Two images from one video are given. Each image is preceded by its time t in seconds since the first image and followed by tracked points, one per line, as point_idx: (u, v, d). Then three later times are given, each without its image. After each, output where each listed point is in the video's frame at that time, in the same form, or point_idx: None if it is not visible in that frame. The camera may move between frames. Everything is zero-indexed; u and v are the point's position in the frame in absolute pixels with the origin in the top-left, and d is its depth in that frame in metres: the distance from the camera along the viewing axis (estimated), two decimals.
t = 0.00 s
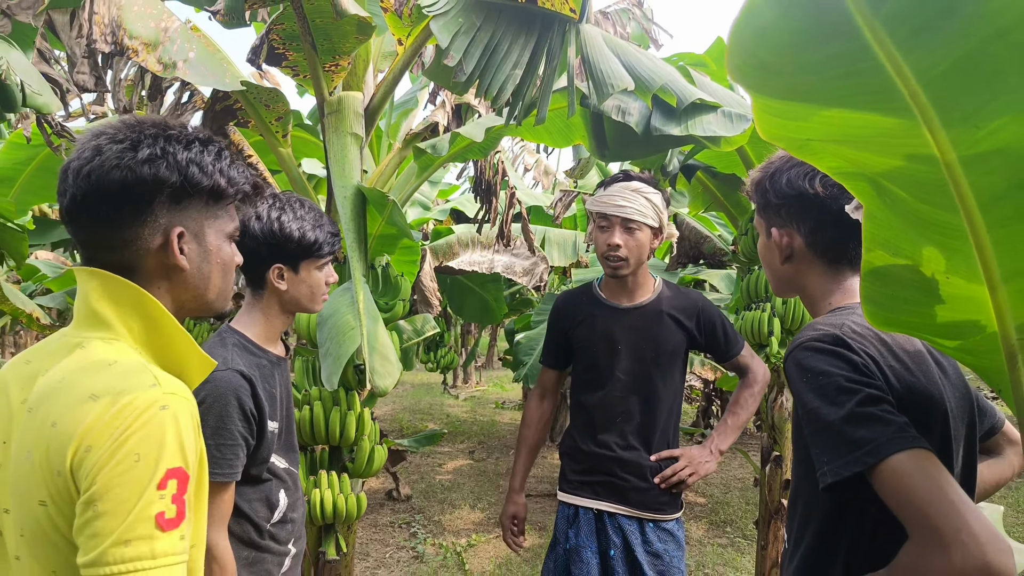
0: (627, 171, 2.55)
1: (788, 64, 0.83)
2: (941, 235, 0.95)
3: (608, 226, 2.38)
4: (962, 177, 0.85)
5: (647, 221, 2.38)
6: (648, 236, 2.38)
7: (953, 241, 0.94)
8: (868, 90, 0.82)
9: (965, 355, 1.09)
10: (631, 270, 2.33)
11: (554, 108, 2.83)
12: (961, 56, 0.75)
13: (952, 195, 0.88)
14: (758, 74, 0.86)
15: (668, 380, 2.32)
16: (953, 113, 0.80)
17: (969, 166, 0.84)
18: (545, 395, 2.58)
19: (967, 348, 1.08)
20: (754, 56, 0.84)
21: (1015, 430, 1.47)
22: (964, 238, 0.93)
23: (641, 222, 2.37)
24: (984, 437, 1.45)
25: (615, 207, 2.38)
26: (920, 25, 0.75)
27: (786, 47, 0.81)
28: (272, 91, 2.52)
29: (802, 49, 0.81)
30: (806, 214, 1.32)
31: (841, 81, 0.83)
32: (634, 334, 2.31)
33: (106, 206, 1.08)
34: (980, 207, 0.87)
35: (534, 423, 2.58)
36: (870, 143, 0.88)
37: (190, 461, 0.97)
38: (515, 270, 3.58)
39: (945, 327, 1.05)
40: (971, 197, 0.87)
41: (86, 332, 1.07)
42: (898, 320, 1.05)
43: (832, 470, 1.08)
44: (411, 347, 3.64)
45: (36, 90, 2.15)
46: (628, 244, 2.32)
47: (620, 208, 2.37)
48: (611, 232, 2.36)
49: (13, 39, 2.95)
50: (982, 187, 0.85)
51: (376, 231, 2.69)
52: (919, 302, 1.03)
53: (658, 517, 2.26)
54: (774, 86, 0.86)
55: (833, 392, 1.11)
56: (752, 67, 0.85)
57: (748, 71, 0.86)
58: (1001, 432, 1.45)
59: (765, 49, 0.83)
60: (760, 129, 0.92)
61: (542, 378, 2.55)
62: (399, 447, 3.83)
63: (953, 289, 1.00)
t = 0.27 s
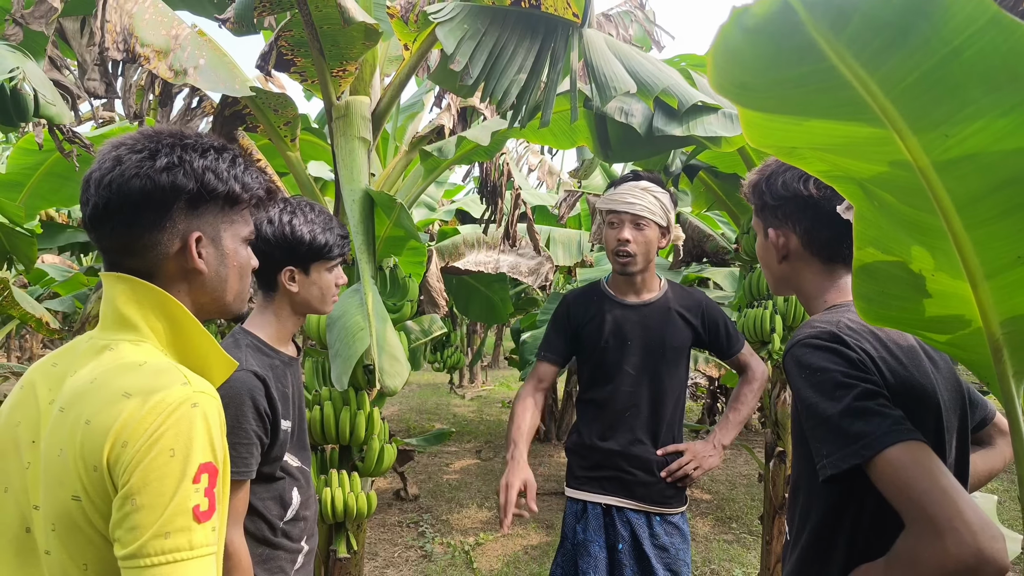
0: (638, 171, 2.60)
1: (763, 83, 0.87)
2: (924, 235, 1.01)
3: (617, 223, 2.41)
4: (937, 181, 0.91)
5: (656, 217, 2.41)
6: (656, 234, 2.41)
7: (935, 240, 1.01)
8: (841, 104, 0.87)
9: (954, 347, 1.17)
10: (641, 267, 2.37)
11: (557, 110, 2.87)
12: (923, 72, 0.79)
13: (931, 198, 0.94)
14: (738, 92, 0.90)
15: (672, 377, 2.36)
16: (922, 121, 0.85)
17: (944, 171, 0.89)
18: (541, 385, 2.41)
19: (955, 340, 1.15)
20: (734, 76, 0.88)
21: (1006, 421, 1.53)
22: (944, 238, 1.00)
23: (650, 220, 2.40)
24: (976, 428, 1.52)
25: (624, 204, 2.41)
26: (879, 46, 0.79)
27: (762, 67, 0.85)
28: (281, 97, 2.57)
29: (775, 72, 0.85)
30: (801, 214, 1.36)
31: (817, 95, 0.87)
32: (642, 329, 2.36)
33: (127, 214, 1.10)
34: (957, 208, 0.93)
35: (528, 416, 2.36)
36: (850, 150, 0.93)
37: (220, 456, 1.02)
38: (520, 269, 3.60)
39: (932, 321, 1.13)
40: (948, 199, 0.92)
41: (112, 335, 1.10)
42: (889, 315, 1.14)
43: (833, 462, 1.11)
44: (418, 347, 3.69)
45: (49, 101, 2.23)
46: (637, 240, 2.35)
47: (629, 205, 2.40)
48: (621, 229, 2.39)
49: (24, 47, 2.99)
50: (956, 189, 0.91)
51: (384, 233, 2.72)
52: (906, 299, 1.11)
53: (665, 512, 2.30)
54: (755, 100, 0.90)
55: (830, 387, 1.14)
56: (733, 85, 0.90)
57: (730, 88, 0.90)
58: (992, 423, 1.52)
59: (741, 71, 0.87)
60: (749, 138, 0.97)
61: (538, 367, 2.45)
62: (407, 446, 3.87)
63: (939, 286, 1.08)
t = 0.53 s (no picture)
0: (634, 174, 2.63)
1: (767, 93, 0.88)
2: (915, 239, 1.04)
3: (613, 224, 2.44)
4: (930, 188, 0.93)
5: (652, 220, 2.45)
6: (652, 235, 2.45)
7: (925, 245, 1.04)
8: (842, 114, 0.88)
9: (943, 351, 1.20)
10: (637, 267, 2.40)
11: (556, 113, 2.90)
12: (921, 84, 0.82)
13: (923, 204, 0.97)
14: (741, 102, 0.91)
15: (666, 378, 2.41)
16: (918, 131, 0.87)
17: (936, 178, 0.92)
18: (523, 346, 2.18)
19: (943, 343, 1.18)
20: (737, 86, 0.89)
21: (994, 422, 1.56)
22: (935, 242, 1.02)
23: (646, 222, 2.43)
24: (964, 429, 1.54)
25: (621, 206, 2.43)
26: (881, 58, 0.80)
27: (766, 78, 0.86)
28: (282, 98, 2.58)
29: (779, 82, 0.86)
30: (792, 217, 1.39)
31: (818, 106, 0.88)
32: (637, 330, 2.39)
33: (127, 214, 1.12)
34: (948, 214, 0.96)
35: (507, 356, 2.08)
36: (847, 158, 0.95)
37: (219, 449, 1.04)
38: (518, 270, 3.55)
39: (921, 324, 1.15)
40: (941, 206, 0.95)
41: (116, 332, 1.12)
42: (881, 318, 1.16)
43: (821, 461, 1.14)
44: (416, 347, 3.71)
45: (58, 103, 2.27)
46: (634, 241, 2.40)
47: (626, 207, 2.42)
48: (617, 230, 2.42)
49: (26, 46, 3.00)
50: (948, 196, 0.93)
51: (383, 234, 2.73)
52: (896, 304, 1.13)
53: (663, 508, 2.36)
54: (757, 111, 0.92)
55: (819, 387, 1.17)
56: (736, 95, 0.91)
57: (733, 98, 0.92)
58: (980, 425, 1.55)
59: (745, 81, 0.88)
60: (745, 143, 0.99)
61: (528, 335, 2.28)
62: (404, 446, 3.89)
63: (927, 289, 1.10)
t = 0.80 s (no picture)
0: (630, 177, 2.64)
1: (758, 96, 0.90)
2: (910, 239, 1.05)
3: (607, 227, 2.45)
4: (924, 189, 0.95)
5: (647, 222, 2.45)
6: (647, 237, 2.46)
7: (922, 245, 1.05)
8: (833, 116, 0.90)
9: (941, 350, 1.21)
10: (632, 269, 2.42)
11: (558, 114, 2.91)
12: (907, 90, 0.83)
13: (919, 207, 0.98)
14: (733, 104, 0.93)
15: (663, 378, 2.43)
16: (910, 134, 0.88)
17: (932, 180, 0.93)
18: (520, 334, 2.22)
19: (940, 343, 1.19)
20: (729, 90, 0.91)
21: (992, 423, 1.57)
22: (930, 242, 1.03)
23: (642, 224, 2.45)
24: (961, 429, 1.55)
25: (617, 208, 2.44)
26: (870, 61, 0.81)
27: (756, 83, 0.88)
28: (285, 98, 2.60)
29: (769, 86, 0.87)
30: (789, 220, 1.40)
31: (809, 109, 0.90)
32: (633, 331, 2.40)
33: (129, 213, 1.13)
34: (942, 214, 0.97)
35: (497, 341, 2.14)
36: (842, 159, 0.97)
37: (224, 441, 1.06)
38: (519, 270, 3.56)
39: (919, 324, 1.16)
40: (936, 207, 0.96)
41: (118, 329, 1.13)
42: (878, 317, 1.17)
43: (816, 458, 1.17)
44: (418, 346, 3.73)
45: (68, 102, 2.28)
46: (630, 243, 2.41)
47: (621, 209, 2.44)
48: (613, 232, 2.43)
49: (31, 46, 3.02)
50: (941, 197, 0.95)
51: (386, 234, 2.77)
52: (893, 304, 1.15)
53: (660, 507, 2.37)
54: (750, 113, 0.93)
55: (814, 386, 1.20)
56: (727, 99, 0.92)
57: (724, 101, 0.93)
58: (978, 425, 1.56)
59: (736, 85, 0.89)
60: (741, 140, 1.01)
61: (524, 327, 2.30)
62: (405, 445, 3.90)
63: (927, 289, 1.11)
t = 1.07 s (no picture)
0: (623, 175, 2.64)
1: (761, 100, 0.91)
2: (912, 239, 1.06)
3: (601, 227, 2.46)
4: (926, 190, 0.95)
5: (642, 220, 2.47)
6: (643, 236, 2.47)
7: (923, 246, 1.06)
8: (836, 119, 0.91)
9: (943, 350, 1.22)
10: (629, 267, 2.42)
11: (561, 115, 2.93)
12: (909, 94, 0.84)
13: (920, 208, 0.99)
14: (736, 107, 0.94)
15: (663, 378, 2.44)
16: (912, 137, 0.89)
17: (933, 181, 0.94)
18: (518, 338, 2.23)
19: (942, 342, 1.20)
20: (733, 94, 0.92)
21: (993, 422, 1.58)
22: (931, 243, 1.04)
23: (637, 223, 2.45)
24: (962, 428, 1.56)
25: (611, 208, 2.45)
26: (870, 66, 0.82)
27: (760, 87, 0.88)
28: (289, 100, 2.61)
29: (772, 90, 0.88)
30: (788, 220, 1.41)
31: (812, 112, 0.90)
32: (633, 332, 2.41)
33: (136, 214, 1.14)
34: (945, 215, 0.98)
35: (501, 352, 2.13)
36: (844, 160, 0.98)
37: (231, 439, 1.07)
38: (522, 271, 3.61)
39: (921, 323, 1.17)
40: (937, 207, 0.97)
41: (126, 328, 1.14)
42: (880, 317, 1.18)
43: (813, 454, 1.19)
44: (421, 347, 3.74)
45: (70, 104, 2.28)
46: (626, 242, 2.41)
47: (616, 209, 2.45)
48: (609, 232, 2.43)
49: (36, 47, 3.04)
50: (943, 198, 0.95)
51: (389, 234, 2.79)
52: (895, 303, 1.16)
53: (658, 508, 2.37)
54: (754, 117, 0.94)
55: (811, 382, 1.22)
56: (732, 102, 0.93)
57: (729, 104, 0.94)
58: (979, 424, 1.56)
59: (739, 88, 0.90)
60: (744, 143, 1.01)
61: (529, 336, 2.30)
62: (408, 445, 3.91)
63: (929, 289, 1.12)
